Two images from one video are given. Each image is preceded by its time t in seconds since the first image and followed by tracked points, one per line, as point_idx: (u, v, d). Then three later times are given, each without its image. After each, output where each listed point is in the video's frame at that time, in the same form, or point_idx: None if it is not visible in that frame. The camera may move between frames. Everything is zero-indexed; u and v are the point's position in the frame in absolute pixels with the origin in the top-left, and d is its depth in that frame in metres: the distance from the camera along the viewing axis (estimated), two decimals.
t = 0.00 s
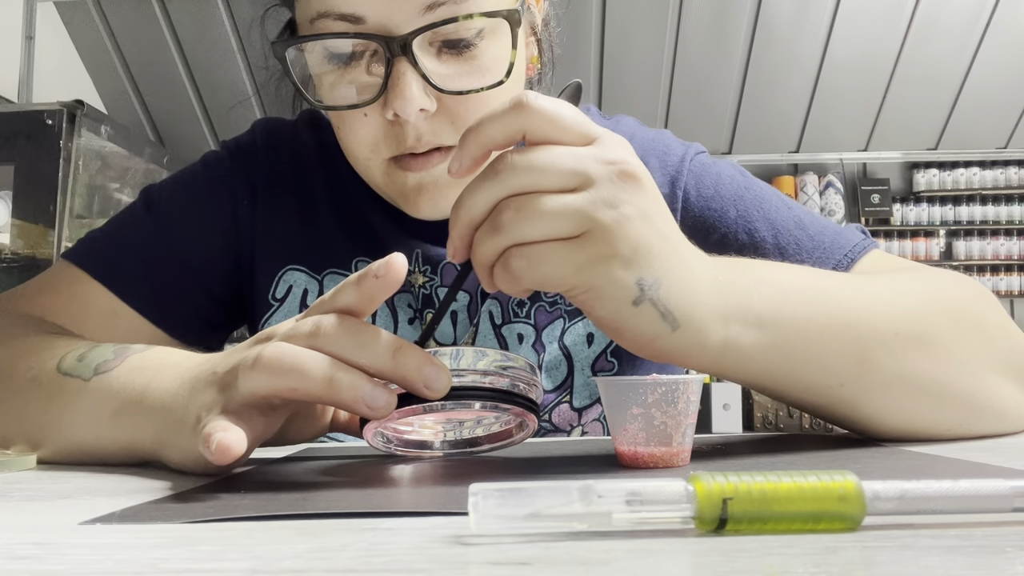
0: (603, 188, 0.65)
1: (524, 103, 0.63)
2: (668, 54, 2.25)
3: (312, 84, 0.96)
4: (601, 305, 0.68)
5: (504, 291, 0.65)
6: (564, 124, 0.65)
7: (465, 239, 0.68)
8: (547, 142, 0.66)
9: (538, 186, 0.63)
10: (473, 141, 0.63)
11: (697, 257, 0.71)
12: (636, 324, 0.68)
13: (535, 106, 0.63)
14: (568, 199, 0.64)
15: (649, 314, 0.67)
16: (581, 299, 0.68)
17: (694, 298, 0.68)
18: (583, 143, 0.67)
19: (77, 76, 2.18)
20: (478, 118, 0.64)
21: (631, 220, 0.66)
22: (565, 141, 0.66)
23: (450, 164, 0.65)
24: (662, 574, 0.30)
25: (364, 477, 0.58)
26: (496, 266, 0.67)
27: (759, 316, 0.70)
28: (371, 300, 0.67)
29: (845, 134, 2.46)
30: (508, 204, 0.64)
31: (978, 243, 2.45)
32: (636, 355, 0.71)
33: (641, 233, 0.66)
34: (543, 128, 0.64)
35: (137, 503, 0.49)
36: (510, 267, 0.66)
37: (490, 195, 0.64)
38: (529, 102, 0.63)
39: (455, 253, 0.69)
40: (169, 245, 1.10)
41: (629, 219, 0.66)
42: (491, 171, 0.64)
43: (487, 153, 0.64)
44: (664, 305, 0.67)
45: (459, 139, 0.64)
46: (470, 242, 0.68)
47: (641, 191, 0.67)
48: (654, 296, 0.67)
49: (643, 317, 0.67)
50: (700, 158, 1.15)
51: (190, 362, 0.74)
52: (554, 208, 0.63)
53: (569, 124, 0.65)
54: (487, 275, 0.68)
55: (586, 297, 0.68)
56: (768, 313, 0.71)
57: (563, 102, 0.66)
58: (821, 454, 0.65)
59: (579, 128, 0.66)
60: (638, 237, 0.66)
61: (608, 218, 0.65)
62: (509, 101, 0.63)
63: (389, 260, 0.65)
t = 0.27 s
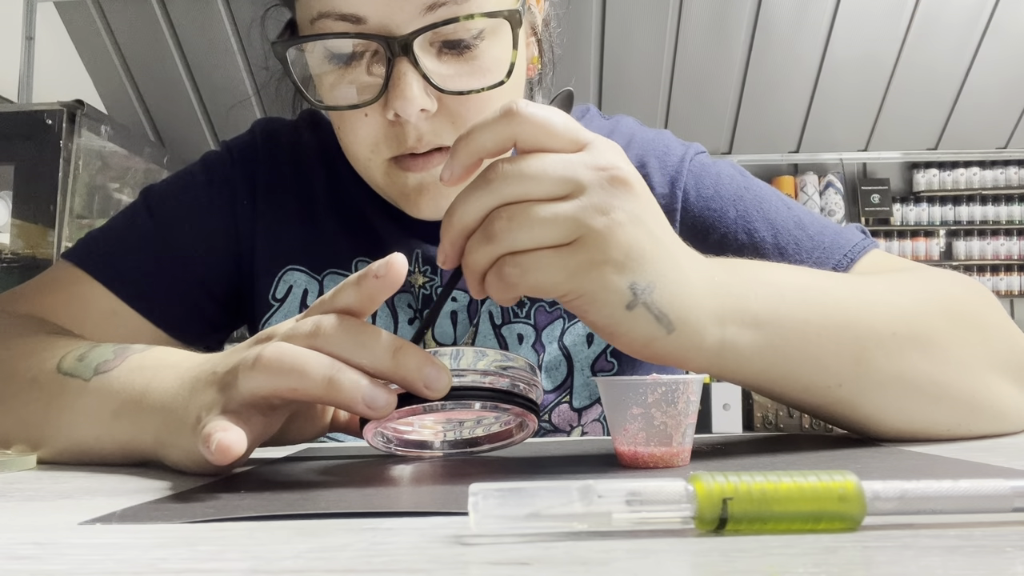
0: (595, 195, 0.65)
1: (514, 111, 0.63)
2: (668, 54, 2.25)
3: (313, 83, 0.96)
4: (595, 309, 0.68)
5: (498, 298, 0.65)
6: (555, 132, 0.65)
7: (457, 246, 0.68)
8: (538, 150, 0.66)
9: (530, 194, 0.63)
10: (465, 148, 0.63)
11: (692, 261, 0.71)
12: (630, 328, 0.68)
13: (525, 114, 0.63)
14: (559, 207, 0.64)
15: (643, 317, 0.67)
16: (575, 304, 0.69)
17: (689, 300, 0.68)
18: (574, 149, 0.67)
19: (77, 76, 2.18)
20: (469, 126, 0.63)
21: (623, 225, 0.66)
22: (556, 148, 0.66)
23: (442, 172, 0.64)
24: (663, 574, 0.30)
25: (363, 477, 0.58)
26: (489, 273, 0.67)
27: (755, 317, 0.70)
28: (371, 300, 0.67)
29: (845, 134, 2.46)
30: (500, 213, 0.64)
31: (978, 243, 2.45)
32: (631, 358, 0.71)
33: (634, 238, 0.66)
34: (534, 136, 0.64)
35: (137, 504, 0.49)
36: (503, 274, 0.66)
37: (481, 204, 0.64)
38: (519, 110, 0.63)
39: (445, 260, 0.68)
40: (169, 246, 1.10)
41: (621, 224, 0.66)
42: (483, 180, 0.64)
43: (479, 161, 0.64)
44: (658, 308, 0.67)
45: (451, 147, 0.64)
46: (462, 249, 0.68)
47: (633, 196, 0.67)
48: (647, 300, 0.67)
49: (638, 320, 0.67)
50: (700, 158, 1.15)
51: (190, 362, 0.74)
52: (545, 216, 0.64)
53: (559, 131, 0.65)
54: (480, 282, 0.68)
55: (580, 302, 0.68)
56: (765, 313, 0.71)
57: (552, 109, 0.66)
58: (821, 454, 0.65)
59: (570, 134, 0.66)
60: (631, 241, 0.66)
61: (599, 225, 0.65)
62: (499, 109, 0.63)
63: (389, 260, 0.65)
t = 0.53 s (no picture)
0: (628, 158, 0.64)
1: (556, 68, 0.63)
2: (668, 54, 2.26)
3: (313, 84, 0.96)
4: (617, 275, 0.68)
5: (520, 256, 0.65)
6: (594, 93, 0.65)
7: (485, 201, 0.68)
8: (575, 109, 0.65)
9: (562, 151, 0.63)
10: (500, 103, 0.63)
11: (713, 239, 0.71)
12: (649, 298, 0.68)
13: (566, 72, 0.63)
14: (592, 166, 0.63)
15: (663, 289, 0.67)
16: (597, 268, 0.68)
17: (709, 276, 0.68)
18: (612, 113, 0.66)
19: (77, 76, 2.18)
20: (506, 81, 0.64)
21: (653, 192, 0.65)
22: (594, 109, 0.66)
23: (475, 124, 0.65)
24: (662, 574, 0.30)
25: (364, 478, 0.58)
26: (514, 230, 0.67)
27: (769, 302, 0.70)
28: (370, 300, 0.67)
29: (845, 134, 2.46)
30: (531, 167, 0.64)
31: (978, 243, 2.45)
32: (645, 331, 0.72)
33: (661, 206, 0.66)
34: (572, 95, 0.64)
35: (137, 503, 0.49)
36: (529, 233, 0.66)
37: (514, 157, 0.64)
38: (561, 68, 0.63)
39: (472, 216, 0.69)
40: (169, 245, 1.10)
41: (650, 191, 0.65)
42: (517, 134, 0.64)
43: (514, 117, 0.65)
44: (679, 281, 0.67)
45: (487, 100, 0.64)
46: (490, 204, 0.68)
47: (664, 166, 0.66)
48: (670, 271, 0.67)
49: (658, 291, 0.68)
50: (701, 159, 1.15)
51: (190, 362, 0.74)
52: (577, 175, 0.63)
53: (598, 92, 0.65)
54: (504, 240, 0.68)
55: (602, 267, 0.68)
56: (779, 299, 0.70)
57: (594, 71, 0.65)
58: (821, 454, 0.65)
59: (609, 98, 0.66)
60: (658, 210, 0.66)
61: (630, 188, 0.64)
62: (541, 65, 0.63)
63: (389, 260, 0.65)
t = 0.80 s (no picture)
0: (604, 188, 0.65)
1: (524, 103, 0.63)
2: (667, 54, 2.26)
3: (313, 84, 0.96)
4: (605, 305, 0.68)
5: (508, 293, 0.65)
6: (565, 123, 0.65)
7: (467, 240, 0.68)
8: (548, 142, 0.65)
9: (538, 187, 0.63)
10: (473, 140, 0.63)
11: (702, 256, 0.71)
12: (639, 323, 0.68)
13: (535, 105, 0.63)
14: (569, 200, 0.64)
15: (653, 313, 0.67)
16: (585, 300, 0.69)
17: (699, 293, 0.68)
18: (585, 141, 0.67)
19: (77, 76, 2.18)
20: (478, 118, 0.63)
21: (633, 219, 0.66)
22: (567, 140, 0.66)
23: (450, 163, 0.64)
24: (663, 574, 0.30)
25: (364, 477, 0.58)
26: (499, 267, 0.67)
27: (765, 312, 0.70)
28: (370, 299, 0.67)
29: (845, 134, 2.46)
30: (509, 206, 0.64)
31: (978, 243, 2.45)
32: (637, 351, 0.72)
33: (643, 231, 0.66)
34: (544, 127, 0.64)
35: (137, 503, 0.49)
36: (513, 269, 0.66)
37: (491, 197, 0.64)
38: (530, 102, 0.63)
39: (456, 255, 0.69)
40: (169, 245, 1.10)
41: (631, 218, 0.66)
42: (491, 174, 0.64)
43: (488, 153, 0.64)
44: (668, 304, 0.67)
45: (459, 139, 0.63)
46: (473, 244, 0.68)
47: (642, 191, 0.67)
48: (657, 295, 0.67)
49: (648, 316, 0.68)
50: (701, 159, 1.15)
51: (190, 362, 0.74)
52: (555, 209, 0.64)
53: (570, 122, 0.65)
54: (488, 277, 0.68)
55: (589, 298, 0.68)
56: (775, 308, 0.71)
57: (563, 100, 0.65)
58: (821, 454, 0.65)
59: (581, 126, 0.66)
60: (640, 235, 0.66)
61: (609, 218, 0.65)
62: (509, 100, 0.63)
63: (388, 260, 0.65)
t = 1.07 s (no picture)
0: (605, 191, 0.65)
1: (524, 105, 0.63)
2: (667, 55, 2.25)
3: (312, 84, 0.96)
4: (604, 308, 0.68)
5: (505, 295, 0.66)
6: (565, 125, 0.65)
7: (464, 240, 0.68)
8: (548, 143, 0.65)
9: (537, 190, 0.63)
10: (471, 141, 0.63)
11: (701, 258, 0.70)
12: (639, 326, 0.68)
13: (535, 108, 0.63)
14: (568, 203, 0.64)
15: (653, 316, 0.67)
16: (584, 302, 0.69)
17: (698, 296, 0.68)
18: (586, 143, 0.67)
19: (76, 76, 2.18)
20: (477, 120, 0.63)
21: (634, 222, 0.65)
22: (567, 142, 0.66)
23: (448, 164, 0.64)
24: (663, 574, 0.30)
25: (364, 478, 0.58)
26: (497, 269, 0.67)
27: (763, 315, 0.70)
28: (370, 300, 0.67)
29: (844, 134, 2.46)
30: (507, 209, 0.64)
31: (978, 243, 2.45)
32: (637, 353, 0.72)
33: (643, 235, 0.66)
34: (543, 129, 0.64)
35: (137, 504, 0.49)
36: (511, 271, 0.66)
37: (490, 199, 0.64)
38: (529, 104, 0.63)
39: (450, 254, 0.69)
40: (169, 246, 1.10)
41: (631, 222, 0.65)
42: (490, 175, 0.64)
43: (486, 155, 0.64)
44: (667, 306, 0.67)
45: (457, 140, 0.64)
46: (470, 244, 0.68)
47: (643, 194, 0.66)
48: (657, 298, 0.67)
49: (647, 318, 0.68)
50: (700, 159, 1.15)
51: (190, 363, 0.74)
52: (554, 213, 0.64)
53: (570, 124, 0.65)
54: (486, 278, 0.68)
55: (588, 301, 0.68)
56: (772, 311, 0.71)
57: (563, 103, 0.66)
58: (821, 454, 0.65)
59: (581, 129, 0.66)
60: (641, 239, 0.66)
61: (609, 222, 0.65)
62: (509, 102, 0.63)
63: (388, 260, 0.65)
